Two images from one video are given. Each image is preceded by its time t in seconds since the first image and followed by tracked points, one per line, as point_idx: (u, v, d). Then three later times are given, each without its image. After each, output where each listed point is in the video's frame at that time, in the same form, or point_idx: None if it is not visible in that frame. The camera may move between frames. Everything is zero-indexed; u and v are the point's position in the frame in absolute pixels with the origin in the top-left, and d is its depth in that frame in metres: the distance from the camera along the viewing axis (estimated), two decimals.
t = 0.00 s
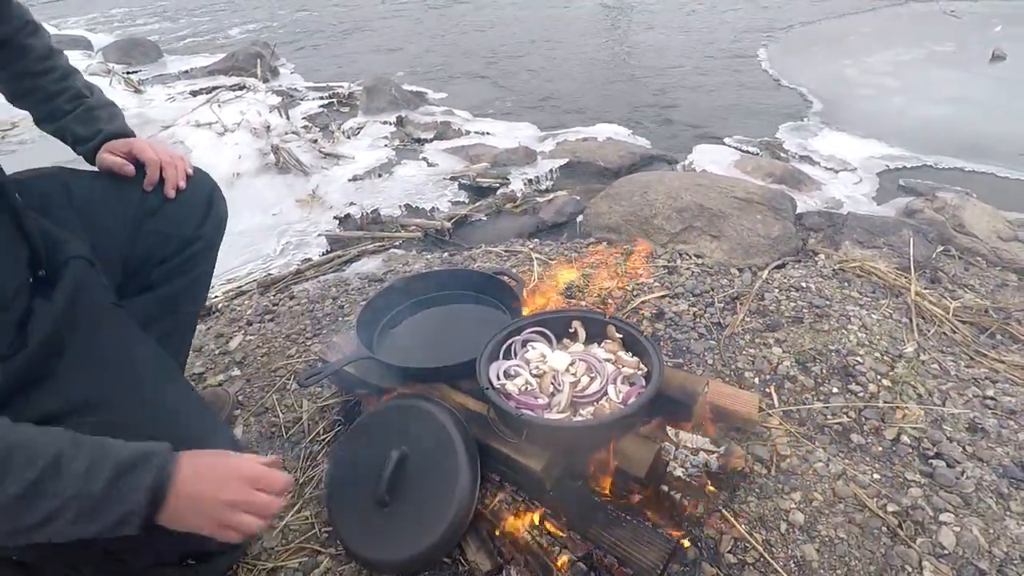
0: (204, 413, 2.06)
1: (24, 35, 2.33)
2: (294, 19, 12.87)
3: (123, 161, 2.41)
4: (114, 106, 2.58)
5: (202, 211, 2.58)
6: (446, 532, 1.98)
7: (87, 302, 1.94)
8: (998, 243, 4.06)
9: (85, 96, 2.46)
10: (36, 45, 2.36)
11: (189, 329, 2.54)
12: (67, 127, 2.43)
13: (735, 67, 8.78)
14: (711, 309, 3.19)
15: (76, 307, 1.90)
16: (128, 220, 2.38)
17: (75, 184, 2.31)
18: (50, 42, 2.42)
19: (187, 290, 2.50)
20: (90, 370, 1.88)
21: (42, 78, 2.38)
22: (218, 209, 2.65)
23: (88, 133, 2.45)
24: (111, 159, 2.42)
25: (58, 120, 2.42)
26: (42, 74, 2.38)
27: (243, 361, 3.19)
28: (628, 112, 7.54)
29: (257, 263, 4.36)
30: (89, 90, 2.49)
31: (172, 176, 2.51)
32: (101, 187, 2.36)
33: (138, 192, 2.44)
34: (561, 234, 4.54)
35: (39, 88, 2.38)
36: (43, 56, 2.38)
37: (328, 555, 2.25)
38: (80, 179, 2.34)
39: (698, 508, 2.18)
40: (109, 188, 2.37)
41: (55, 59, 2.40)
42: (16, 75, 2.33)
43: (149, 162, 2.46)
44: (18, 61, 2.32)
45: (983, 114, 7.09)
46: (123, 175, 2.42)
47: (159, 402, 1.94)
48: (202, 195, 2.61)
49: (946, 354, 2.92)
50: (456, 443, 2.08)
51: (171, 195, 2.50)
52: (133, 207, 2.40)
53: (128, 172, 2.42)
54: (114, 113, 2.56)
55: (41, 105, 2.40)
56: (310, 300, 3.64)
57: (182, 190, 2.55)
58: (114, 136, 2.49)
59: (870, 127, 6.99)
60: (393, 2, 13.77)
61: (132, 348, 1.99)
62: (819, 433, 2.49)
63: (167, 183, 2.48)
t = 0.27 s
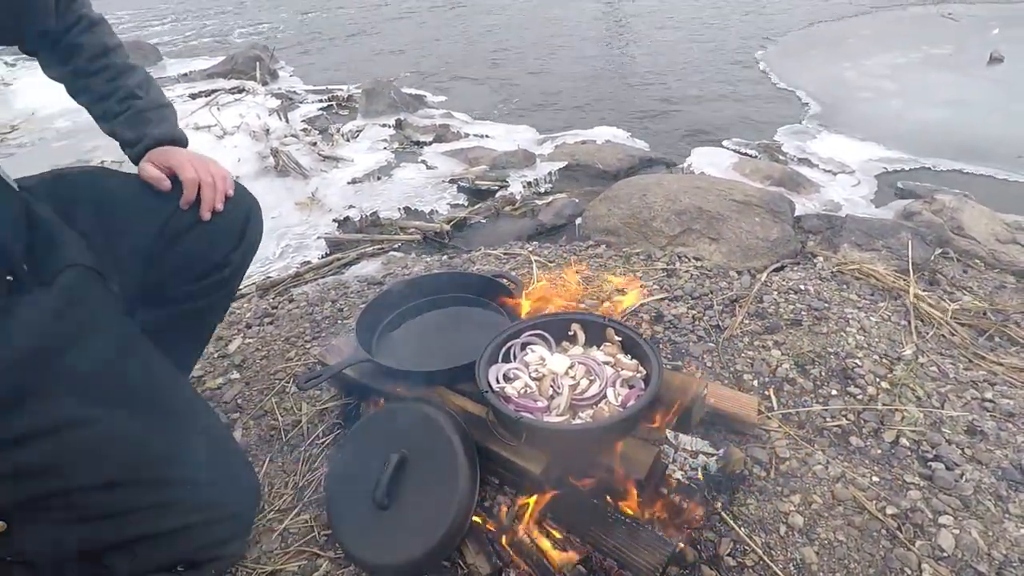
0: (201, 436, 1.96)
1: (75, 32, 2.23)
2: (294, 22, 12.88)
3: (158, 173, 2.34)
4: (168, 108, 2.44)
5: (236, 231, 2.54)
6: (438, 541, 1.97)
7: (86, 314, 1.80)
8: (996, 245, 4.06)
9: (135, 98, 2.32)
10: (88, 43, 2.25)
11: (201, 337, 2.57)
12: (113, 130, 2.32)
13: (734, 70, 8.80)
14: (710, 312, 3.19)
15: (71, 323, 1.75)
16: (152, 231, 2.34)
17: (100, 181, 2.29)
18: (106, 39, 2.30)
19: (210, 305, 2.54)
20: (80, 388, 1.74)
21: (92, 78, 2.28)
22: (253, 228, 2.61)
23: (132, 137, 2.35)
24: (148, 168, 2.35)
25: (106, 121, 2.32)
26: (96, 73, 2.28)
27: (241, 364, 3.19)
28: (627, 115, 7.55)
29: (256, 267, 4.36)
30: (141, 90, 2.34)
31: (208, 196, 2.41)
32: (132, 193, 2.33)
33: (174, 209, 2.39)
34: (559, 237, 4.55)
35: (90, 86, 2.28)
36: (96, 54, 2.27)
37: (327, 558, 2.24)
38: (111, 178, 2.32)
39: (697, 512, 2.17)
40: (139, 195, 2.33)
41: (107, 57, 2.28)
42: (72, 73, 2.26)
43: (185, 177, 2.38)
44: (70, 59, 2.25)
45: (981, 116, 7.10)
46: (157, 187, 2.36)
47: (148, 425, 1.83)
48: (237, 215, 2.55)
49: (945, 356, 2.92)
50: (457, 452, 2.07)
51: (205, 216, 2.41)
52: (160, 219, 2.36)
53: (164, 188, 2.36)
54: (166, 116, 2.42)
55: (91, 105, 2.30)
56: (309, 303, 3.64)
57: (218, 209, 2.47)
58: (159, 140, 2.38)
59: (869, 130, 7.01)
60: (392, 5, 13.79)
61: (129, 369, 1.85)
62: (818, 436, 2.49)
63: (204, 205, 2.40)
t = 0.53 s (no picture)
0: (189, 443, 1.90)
1: (88, 42, 2.16)
2: (293, 25, 12.89)
3: (168, 195, 2.23)
4: (186, 118, 2.36)
5: (243, 252, 2.42)
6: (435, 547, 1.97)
7: (74, 316, 1.78)
8: (993, 246, 4.07)
9: (151, 109, 2.26)
10: (102, 52, 2.19)
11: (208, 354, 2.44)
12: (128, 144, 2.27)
13: (732, 72, 8.82)
14: (708, 314, 3.19)
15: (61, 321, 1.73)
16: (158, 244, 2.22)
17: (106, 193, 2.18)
18: (120, 49, 2.23)
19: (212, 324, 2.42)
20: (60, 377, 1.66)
21: (108, 89, 2.23)
22: (263, 249, 2.49)
23: (148, 152, 2.29)
24: (159, 189, 2.24)
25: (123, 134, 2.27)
26: (110, 84, 2.23)
27: (240, 367, 3.18)
28: (625, 117, 7.56)
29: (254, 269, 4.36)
30: (157, 99, 2.27)
31: (219, 220, 2.29)
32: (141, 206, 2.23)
33: (180, 229, 2.26)
34: (558, 239, 4.55)
35: (105, 98, 2.24)
36: (111, 63, 2.21)
37: (325, 562, 2.24)
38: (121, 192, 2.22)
39: (695, 514, 2.19)
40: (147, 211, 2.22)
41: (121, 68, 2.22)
42: (88, 81, 2.21)
43: (194, 202, 2.25)
44: (86, 69, 2.19)
45: (978, 119, 7.12)
46: (167, 209, 2.24)
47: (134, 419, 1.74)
48: (247, 237, 2.42)
49: (943, 358, 2.92)
50: (456, 457, 2.07)
51: (216, 241, 2.29)
52: (168, 235, 2.24)
53: (172, 211, 2.24)
54: (183, 126, 2.34)
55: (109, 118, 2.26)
56: (307, 306, 3.64)
57: (230, 234, 2.35)
58: (174, 157, 2.31)
59: (866, 132, 7.02)
60: (390, 8, 13.81)
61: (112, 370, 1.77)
62: (817, 437, 2.49)
63: (215, 228, 2.28)
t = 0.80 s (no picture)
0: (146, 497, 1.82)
1: (100, 53, 2.17)
2: (292, 26, 12.89)
3: (170, 207, 2.14)
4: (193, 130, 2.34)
5: (245, 270, 2.33)
6: (434, 547, 1.97)
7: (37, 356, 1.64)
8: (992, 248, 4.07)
9: (156, 120, 2.23)
10: (114, 63, 2.19)
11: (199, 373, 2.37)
12: (132, 154, 2.25)
13: (731, 74, 8.82)
14: (708, 315, 3.19)
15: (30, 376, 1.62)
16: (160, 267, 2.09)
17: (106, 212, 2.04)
18: (131, 60, 2.23)
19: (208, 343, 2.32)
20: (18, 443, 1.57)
21: (116, 100, 2.22)
22: (266, 265, 2.41)
23: (149, 161, 2.24)
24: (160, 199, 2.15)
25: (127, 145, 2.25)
26: (119, 95, 2.22)
27: (238, 368, 3.18)
28: (624, 119, 7.56)
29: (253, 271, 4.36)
30: (163, 112, 2.25)
31: (219, 232, 2.21)
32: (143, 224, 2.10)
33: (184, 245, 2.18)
34: (557, 240, 4.55)
35: (113, 108, 2.23)
36: (121, 75, 2.21)
37: (324, 564, 2.24)
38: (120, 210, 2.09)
39: (694, 515, 2.19)
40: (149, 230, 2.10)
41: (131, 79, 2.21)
42: (98, 92, 2.21)
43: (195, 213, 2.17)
44: (96, 81, 2.19)
45: (976, 121, 7.13)
46: (166, 220, 2.15)
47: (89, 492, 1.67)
48: (249, 254, 2.33)
49: (942, 360, 2.92)
50: (454, 456, 2.06)
51: (216, 254, 2.21)
52: (168, 256, 2.12)
53: (174, 221, 2.15)
54: (187, 139, 2.31)
55: (114, 128, 2.25)
56: (306, 308, 3.64)
57: (230, 247, 2.27)
58: (175, 166, 2.25)
59: (865, 134, 7.03)
60: (389, 9, 13.81)
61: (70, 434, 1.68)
62: (815, 439, 2.49)
63: (212, 241, 2.20)
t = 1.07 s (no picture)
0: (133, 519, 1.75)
1: (116, 66, 2.14)
2: (290, 28, 12.89)
3: (188, 228, 2.16)
4: (209, 146, 2.33)
5: (258, 293, 2.34)
6: (434, 548, 1.96)
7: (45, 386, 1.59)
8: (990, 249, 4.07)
9: (174, 135, 2.23)
10: (130, 76, 2.16)
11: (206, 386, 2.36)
12: (150, 168, 2.26)
13: (729, 75, 8.83)
14: (707, 316, 3.19)
15: (49, 399, 1.58)
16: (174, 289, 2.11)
17: (122, 229, 2.08)
18: (149, 73, 2.20)
19: (219, 364, 2.32)
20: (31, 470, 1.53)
21: (132, 113, 2.21)
22: (280, 288, 2.43)
23: (168, 178, 2.26)
24: (178, 219, 2.18)
25: (144, 158, 2.26)
26: (135, 108, 2.21)
27: (237, 369, 3.18)
28: (623, 120, 7.57)
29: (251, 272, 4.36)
30: (181, 125, 2.25)
31: (235, 255, 2.23)
32: (160, 243, 2.13)
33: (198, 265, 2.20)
34: (556, 241, 4.55)
35: (129, 121, 2.22)
36: (139, 89, 2.19)
37: (323, 565, 2.23)
38: (137, 228, 2.12)
39: (694, 516, 2.18)
40: (165, 249, 2.13)
41: (148, 93, 2.19)
42: (114, 104, 2.19)
43: (212, 234, 2.20)
44: (113, 92, 2.17)
45: (974, 122, 7.14)
46: (184, 241, 2.18)
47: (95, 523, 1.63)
48: (263, 277, 2.35)
49: (940, 360, 2.93)
50: (454, 458, 2.06)
51: (229, 277, 2.23)
52: (184, 279, 2.14)
53: (192, 243, 2.17)
54: (205, 154, 2.31)
55: (131, 139, 2.24)
56: (305, 309, 3.64)
57: (246, 270, 2.29)
58: (194, 185, 2.28)
59: (863, 135, 7.04)
60: (388, 10, 13.82)
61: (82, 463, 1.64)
62: (814, 440, 2.49)
63: (228, 265, 2.22)
